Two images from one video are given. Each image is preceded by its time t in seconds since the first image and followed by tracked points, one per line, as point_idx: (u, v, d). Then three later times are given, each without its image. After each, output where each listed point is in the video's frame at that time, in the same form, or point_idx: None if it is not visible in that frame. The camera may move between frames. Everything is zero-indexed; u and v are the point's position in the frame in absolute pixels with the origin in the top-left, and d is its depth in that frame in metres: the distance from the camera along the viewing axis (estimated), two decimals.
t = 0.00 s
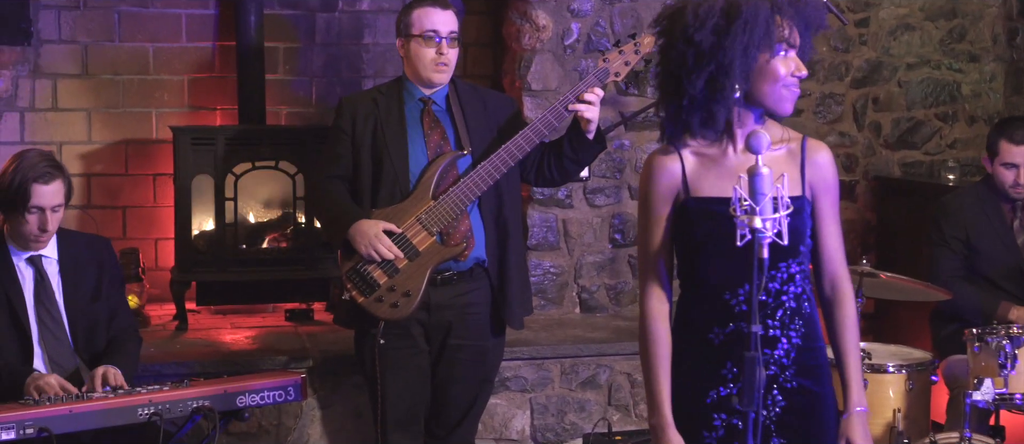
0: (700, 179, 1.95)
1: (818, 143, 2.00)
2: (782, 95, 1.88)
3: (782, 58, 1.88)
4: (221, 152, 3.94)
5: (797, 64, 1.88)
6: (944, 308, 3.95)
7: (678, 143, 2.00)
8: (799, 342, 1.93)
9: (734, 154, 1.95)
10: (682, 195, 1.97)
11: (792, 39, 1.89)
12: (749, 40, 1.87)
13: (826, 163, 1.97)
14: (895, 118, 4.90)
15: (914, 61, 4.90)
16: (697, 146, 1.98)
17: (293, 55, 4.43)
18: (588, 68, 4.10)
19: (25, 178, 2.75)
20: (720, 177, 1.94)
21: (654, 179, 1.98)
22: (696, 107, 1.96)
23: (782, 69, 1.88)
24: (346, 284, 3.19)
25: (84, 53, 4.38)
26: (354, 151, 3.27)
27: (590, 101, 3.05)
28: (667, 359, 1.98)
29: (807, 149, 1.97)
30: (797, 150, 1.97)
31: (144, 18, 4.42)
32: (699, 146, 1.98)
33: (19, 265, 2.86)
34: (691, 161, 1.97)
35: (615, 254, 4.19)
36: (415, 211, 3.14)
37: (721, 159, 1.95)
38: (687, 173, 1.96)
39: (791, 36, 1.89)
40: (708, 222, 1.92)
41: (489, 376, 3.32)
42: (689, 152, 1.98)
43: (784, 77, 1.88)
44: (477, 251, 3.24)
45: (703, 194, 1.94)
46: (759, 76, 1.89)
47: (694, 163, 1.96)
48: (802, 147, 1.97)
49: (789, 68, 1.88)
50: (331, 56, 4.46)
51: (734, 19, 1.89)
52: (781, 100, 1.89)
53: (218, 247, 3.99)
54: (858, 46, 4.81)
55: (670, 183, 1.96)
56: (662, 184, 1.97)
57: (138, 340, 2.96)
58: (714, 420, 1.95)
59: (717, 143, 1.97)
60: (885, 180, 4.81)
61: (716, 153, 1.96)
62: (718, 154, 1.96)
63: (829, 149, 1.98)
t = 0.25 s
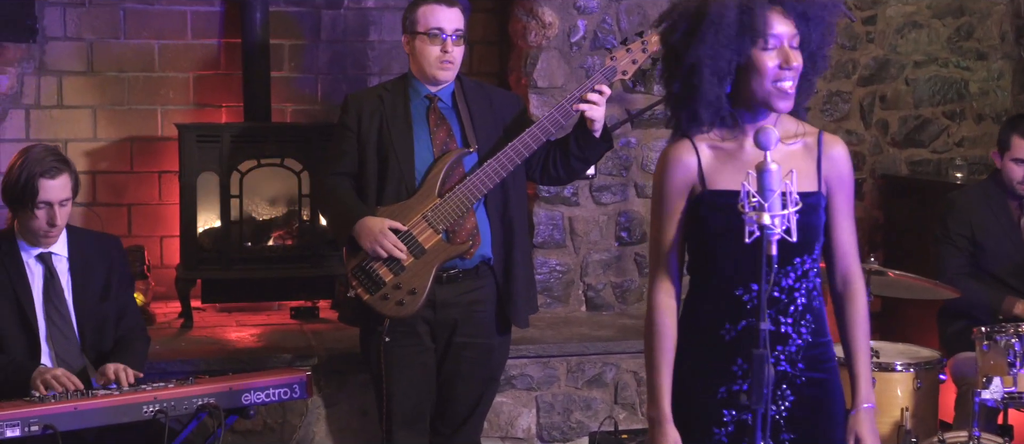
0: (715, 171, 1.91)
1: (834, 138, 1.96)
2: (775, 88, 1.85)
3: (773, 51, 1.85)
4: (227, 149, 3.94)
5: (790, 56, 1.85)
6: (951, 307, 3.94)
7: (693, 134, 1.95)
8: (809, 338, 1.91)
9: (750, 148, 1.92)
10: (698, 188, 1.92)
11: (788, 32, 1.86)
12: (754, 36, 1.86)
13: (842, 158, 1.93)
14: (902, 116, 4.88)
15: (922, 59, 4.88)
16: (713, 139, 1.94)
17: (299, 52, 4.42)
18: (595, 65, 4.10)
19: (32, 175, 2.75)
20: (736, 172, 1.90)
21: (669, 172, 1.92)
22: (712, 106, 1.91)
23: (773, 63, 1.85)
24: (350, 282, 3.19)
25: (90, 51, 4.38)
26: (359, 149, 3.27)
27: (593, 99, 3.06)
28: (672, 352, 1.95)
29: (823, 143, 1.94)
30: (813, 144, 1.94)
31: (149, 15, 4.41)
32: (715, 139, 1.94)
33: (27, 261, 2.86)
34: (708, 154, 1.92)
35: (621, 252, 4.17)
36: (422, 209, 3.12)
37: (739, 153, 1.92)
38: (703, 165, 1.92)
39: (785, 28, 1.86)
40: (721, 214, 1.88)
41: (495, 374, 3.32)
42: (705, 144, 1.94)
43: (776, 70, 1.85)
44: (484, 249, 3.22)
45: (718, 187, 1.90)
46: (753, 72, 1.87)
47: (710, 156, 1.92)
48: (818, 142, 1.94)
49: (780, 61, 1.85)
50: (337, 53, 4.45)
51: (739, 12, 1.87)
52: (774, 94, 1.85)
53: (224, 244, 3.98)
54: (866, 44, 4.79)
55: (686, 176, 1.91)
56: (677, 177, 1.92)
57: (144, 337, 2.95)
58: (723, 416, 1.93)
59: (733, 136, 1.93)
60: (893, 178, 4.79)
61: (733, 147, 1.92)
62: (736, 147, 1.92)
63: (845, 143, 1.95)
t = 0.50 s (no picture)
0: (722, 177, 1.91)
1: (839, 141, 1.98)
2: (770, 85, 1.85)
3: (772, 47, 1.86)
4: (232, 148, 3.93)
5: (788, 53, 1.85)
6: (956, 307, 3.94)
7: (697, 138, 1.95)
8: (820, 341, 1.91)
9: (758, 153, 1.92)
10: (705, 193, 1.92)
11: (793, 29, 1.86)
12: (763, 38, 1.86)
13: (847, 161, 1.96)
14: (907, 116, 4.89)
15: (927, 58, 4.88)
16: (720, 144, 1.94)
17: (304, 51, 4.41)
18: (601, 65, 4.09)
19: (43, 172, 2.75)
20: (742, 176, 1.90)
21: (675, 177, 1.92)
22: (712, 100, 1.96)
23: (770, 59, 1.85)
24: (356, 281, 3.17)
25: (94, 49, 4.36)
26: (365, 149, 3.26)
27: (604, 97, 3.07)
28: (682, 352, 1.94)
29: (830, 147, 1.95)
30: (820, 147, 1.95)
31: (154, 14, 4.40)
32: (721, 143, 1.94)
33: (37, 260, 2.85)
34: (714, 159, 1.92)
35: (626, 252, 4.17)
36: (428, 209, 3.12)
37: (746, 158, 1.92)
38: (709, 170, 1.91)
39: (792, 25, 1.86)
40: (728, 221, 1.89)
41: (501, 375, 3.32)
42: (711, 148, 1.94)
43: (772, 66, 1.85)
44: (489, 249, 3.23)
45: (725, 193, 1.90)
46: (753, 70, 1.88)
47: (716, 161, 1.92)
48: (825, 145, 1.95)
49: (777, 57, 1.85)
50: (343, 52, 4.44)
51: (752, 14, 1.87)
52: (770, 91, 1.85)
53: (229, 243, 3.97)
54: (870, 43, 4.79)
55: (691, 180, 1.91)
56: (684, 181, 1.92)
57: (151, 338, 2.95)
58: (734, 418, 1.92)
59: (740, 141, 1.93)
60: (898, 178, 4.79)
61: (739, 152, 1.92)
62: (742, 153, 1.92)
63: (851, 147, 1.97)
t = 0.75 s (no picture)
0: (730, 174, 1.88)
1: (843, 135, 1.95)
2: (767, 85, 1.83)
3: (766, 48, 1.84)
4: (233, 147, 3.93)
5: (783, 53, 1.83)
6: (957, 306, 3.93)
7: (704, 136, 1.93)
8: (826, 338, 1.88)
9: (762, 149, 1.89)
10: (714, 192, 1.89)
11: (787, 28, 1.85)
12: (759, 35, 1.85)
13: (851, 156, 1.93)
14: (908, 114, 4.88)
15: (928, 57, 4.88)
16: (726, 141, 1.91)
17: (305, 50, 4.41)
18: (602, 63, 4.09)
19: (49, 166, 2.77)
20: (749, 173, 1.88)
21: (683, 174, 1.90)
22: (717, 101, 1.94)
23: (765, 60, 1.84)
24: (358, 280, 3.17)
25: (95, 48, 4.37)
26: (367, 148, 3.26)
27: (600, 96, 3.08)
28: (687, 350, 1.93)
29: (834, 141, 1.93)
30: (824, 142, 1.92)
31: (155, 12, 4.41)
32: (727, 140, 1.91)
33: (41, 259, 2.87)
34: (722, 157, 1.90)
35: (628, 250, 4.17)
36: (429, 207, 3.12)
37: (752, 154, 1.89)
38: (717, 168, 1.89)
39: (785, 23, 1.84)
40: (737, 218, 1.86)
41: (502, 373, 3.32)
42: (718, 147, 1.91)
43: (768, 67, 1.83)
44: (492, 248, 3.23)
45: (734, 192, 1.87)
46: (750, 72, 1.86)
47: (723, 159, 1.89)
48: (829, 140, 1.93)
49: (772, 57, 1.83)
50: (343, 51, 4.44)
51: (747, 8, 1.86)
52: (768, 91, 1.83)
53: (230, 242, 3.97)
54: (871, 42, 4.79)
55: (699, 177, 1.89)
56: (691, 178, 1.89)
57: (152, 337, 2.95)
58: (739, 417, 1.90)
59: (746, 137, 1.91)
60: (897, 176, 4.79)
61: (747, 149, 1.90)
62: (750, 150, 1.89)
63: (855, 141, 1.94)
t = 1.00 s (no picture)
0: (716, 168, 1.93)
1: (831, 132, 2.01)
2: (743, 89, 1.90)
3: (738, 51, 1.90)
4: (212, 146, 3.93)
5: (754, 57, 1.88)
6: (938, 304, 3.91)
7: (691, 132, 1.97)
8: (807, 336, 1.93)
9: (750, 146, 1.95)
10: (698, 185, 1.93)
11: (755, 30, 1.90)
12: (729, 41, 1.91)
13: (840, 153, 1.98)
14: (888, 112, 4.88)
15: (909, 55, 4.87)
16: (713, 136, 1.96)
17: (286, 49, 4.42)
18: (582, 62, 4.08)
19: (25, 170, 2.74)
20: (735, 168, 1.92)
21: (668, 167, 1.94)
22: (696, 110, 2.03)
23: (737, 65, 1.90)
24: (336, 278, 3.16)
25: (74, 47, 4.37)
26: (346, 147, 3.24)
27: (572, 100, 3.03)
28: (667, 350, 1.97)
29: (820, 138, 1.98)
30: (812, 138, 1.98)
31: (135, 12, 4.41)
32: (715, 136, 1.96)
33: (19, 259, 2.85)
34: (707, 151, 1.95)
35: (607, 249, 4.16)
36: (408, 206, 3.11)
37: (739, 150, 1.94)
38: (702, 162, 1.94)
39: (753, 27, 1.90)
40: (718, 215, 1.90)
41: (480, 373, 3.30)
42: (704, 141, 1.96)
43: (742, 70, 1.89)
44: (470, 247, 3.22)
45: (719, 185, 1.92)
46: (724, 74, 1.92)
47: (709, 153, 1.94)
48: (816, 137, 1.98)
49: (744, 60, 1.89)
50: (323, 49, 4.44)
51: (714, 12, 1.92)
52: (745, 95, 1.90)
53: (207, 242, 3.98)
54: (853, 40, 4.80)
55: (684, 172, 1.93)
56: (676, 174, 1.94)
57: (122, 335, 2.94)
58: (720, 416, 1.94)
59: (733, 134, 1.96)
60: (876, 175, 4.79)
61: (733, 144, 1.95)
62: (735, 145, 1.94)
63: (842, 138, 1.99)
